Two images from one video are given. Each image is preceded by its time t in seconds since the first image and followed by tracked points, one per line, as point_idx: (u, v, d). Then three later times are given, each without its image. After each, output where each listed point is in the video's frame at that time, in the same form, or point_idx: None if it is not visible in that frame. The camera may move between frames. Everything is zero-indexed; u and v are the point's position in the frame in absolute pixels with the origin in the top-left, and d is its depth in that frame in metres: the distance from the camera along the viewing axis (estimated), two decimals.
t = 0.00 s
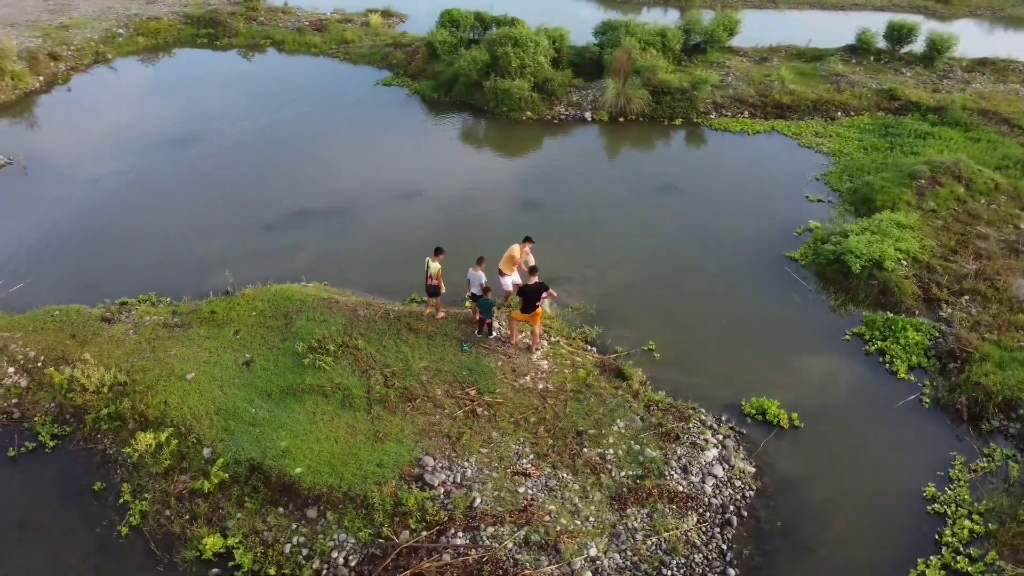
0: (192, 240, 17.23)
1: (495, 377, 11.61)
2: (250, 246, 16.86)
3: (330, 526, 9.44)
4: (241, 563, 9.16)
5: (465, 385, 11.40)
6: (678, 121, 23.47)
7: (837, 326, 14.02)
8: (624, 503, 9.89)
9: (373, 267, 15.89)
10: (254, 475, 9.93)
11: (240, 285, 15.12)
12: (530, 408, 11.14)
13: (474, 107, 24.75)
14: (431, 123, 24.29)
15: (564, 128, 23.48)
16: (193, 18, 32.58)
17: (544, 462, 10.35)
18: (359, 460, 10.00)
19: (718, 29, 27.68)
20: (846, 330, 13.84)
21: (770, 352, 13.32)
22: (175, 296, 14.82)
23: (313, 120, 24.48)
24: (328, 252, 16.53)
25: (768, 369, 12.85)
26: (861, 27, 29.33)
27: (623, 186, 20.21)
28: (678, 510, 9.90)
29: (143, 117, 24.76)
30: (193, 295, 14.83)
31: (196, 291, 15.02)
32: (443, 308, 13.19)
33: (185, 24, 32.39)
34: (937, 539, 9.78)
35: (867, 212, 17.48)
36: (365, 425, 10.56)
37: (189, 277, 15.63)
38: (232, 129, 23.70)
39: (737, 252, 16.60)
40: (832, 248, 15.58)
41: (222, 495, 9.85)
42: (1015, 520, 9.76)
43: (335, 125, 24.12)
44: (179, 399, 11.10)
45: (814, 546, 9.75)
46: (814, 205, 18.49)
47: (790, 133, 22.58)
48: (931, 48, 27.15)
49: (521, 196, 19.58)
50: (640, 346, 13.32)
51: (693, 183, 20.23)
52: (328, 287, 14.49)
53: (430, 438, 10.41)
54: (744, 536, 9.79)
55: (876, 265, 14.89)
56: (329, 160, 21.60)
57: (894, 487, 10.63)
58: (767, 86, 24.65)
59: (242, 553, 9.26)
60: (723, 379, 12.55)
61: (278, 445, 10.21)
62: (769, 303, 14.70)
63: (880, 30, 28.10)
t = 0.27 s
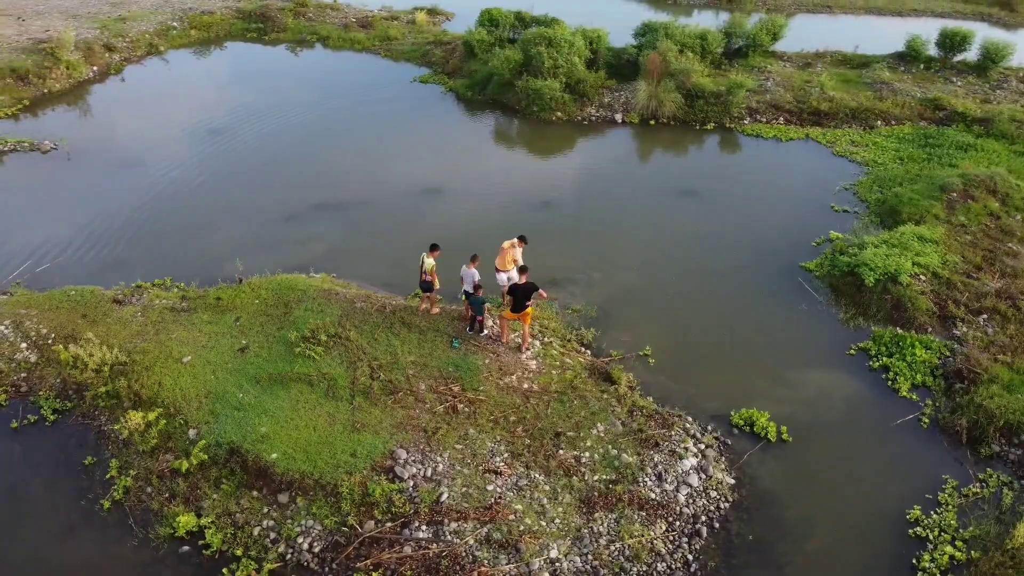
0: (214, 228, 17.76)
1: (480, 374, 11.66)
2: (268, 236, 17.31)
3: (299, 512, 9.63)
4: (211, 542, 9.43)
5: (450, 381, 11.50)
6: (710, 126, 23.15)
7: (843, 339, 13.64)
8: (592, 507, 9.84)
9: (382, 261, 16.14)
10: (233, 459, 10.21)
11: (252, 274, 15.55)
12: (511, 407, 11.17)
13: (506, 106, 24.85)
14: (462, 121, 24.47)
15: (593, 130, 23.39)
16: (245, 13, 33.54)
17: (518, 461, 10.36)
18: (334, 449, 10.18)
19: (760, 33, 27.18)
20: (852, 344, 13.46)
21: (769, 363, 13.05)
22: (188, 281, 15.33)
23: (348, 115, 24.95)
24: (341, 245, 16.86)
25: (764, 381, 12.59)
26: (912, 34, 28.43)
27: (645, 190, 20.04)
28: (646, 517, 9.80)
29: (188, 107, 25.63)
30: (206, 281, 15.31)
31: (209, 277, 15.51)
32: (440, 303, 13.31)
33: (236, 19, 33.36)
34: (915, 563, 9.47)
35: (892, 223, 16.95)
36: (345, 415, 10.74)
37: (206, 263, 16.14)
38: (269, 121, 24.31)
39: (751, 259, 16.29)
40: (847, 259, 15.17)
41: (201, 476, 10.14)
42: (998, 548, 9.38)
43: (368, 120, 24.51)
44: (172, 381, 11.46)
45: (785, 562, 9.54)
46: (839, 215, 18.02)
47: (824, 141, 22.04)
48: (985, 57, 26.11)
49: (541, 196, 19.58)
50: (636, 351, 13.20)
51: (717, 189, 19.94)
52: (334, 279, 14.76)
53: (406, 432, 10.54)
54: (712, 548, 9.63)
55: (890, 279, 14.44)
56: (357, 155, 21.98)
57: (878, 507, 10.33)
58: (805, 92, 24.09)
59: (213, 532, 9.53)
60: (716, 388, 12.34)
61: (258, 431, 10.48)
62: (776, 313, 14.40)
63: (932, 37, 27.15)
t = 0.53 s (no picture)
0: (236, 219, 18.27)
1: (465, 371, 11.73)
2: (287, 230, 17.76)
3: (270, 497, 9.85)
4: (184, 521, 9.70)
5: (434, 376, 11.60)
6: (741, 131, 22.78)
7: (847, 353, 13.27)
8: (558, 509, 9.82)
9: (390, 257, 16.38)
10: (213, 442, 10.50)
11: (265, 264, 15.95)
12: (490, 406, 11.20)
13: (537, 105, 24.86)
14: (493, 120, 24.58)
15: (622, 132, 23.24)
16: (294, 9, 34.31)
17: (490, 459, 10.40)
18: (308, 438, 10.39)
19: (803, 38, 26.58)
20: (854, 358, 13.09)
21: (765, 373, 12.76)
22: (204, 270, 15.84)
23: (381, 111, 25.33)
24: (356, 241, 17.19)
25: (757, 392, 12.34)
26: (965, 42, 27.42)
27: (666, 194, 19.82)
28: (612, 522, 9.72)
29: (230, 100, 26.35)
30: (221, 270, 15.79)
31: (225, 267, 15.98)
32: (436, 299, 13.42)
33: (286, 15, 34.22)
34: None
35: (915, 237, 16.41)
36: (325, 404, 10.94)
37: (224, 255, 16.65)
38: (304, 115, 24.83)
39: (765, 268, 15.97)
40: (860, 271, 14.74)
41: (181, 456, 10.44)
42: None
43: (400, 117, 24.83)
44: (167, 363, 11.83)
45: None
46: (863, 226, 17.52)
47: (859, 150, 21.44)
48: None
49: (560, 197, 19.54)
50: (630, 355, 13.09)
51: (741, 195, 19.60)
52: (339, 271, 15.01)
53: (383, 424, 10.68)
54: (677, 557, 9.50)
55: (902, 293, 13.99)
56: (385, 151, 22.30)
57: (856, 527, 10.03)
58: (843, 100, 23.46)
59: (187, 512, 9.80)
60: (706, 396, 12.13)
61: (240, 416, 10.75)
62: (780, 323, 14.09)
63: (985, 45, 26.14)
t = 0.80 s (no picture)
0: (260, 211, 18.76)
1: (450, 367, 11.81)
2: (307, 223, 18.16)
3: (244, 479, 10.10)
4: (161, 498, 10.03)
5: (419, 371, 11.71)
6: (774, 138, 22.33)
7: (849, 368, 12.89)
8: (523, 509, 9.82)
9: (401, 252, 16.59)
10: (197, 423, 10.82)
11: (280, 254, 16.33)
12: (471, 403, 11.25)
13: (570, 106, 24.80)
14: (525, 120, 24.63)
15: (652, 135, 23.02)
16: (344, 5, 34.86)
17: (463, 455, 10.45)
18: (287, 423, 10.61)
19: (849, 44, 25.87)
20: (855, 374, 12.72)
21: (760, 385, 12.51)
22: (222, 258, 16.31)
23: (417, 109, 25.63)
24: (371, 235, 17.46)
25: (749, 403, 12.10)
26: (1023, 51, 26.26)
27: (689, 199, 19.55)
28: (576, 526, 9.68)
29: (272, 94, 27.02)
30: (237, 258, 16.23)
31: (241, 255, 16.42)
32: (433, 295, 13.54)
33: (336, 10, 34.79)
34: None
35: (939, 252, 15.82)
36: (308, 392, 11.16)
37: (243, 245, 17.12)
38: (340, 110, 25.31)
39: (777, 277, 15.62)
40: (873, 285, 14.29)
41: (167, 435, 10.79)
42: None
43: (434, 115, 25.08)
44: (167, 345, 12.24)
45: None
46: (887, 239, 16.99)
47: (896, 160, 20.76)
48: None
49: (580, 198, 19.46)
50: (623, 360, 13.00)
51: (765, 203, 19.22)
52: (347, 264, 15.27)
53: (362, 415, 10.84)
54: (638, 565, 9.39)
55: (914, 310, 13.51)
56: (414, 148, 22.57)
57: (830, 547, 9.76)
58: (884, 108, 22.74)
59: (165, 489, 10.13)
60: (695, 404, 11.96)
61: (226, 399, 11.04)
62: (783, 334, 13.78)
63: None
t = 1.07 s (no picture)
0: (286, 203, 19.24)
1: (437, 362, 11.91)
2: (328, 217, 18.56)
3: (223, 460, 10.40)
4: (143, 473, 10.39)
5: (405, 364, 11.85)
6: (808, 146, 21.83)
7: (849, 383, 12.52)
8: (489, 506, 9.85)
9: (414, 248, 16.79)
10: (186, 404, 11.16)
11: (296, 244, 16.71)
12: (452, 399, 11.33)
13: (604, 108, 24.69)
14: (557, 121, 24.61)
15: (684, 140, 22.78)
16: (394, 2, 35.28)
17: (436, 450, 10.55)
18: (269, 408, 10.90)
19: (897, 51, 25.07)
20: (854, 390, 12.34)
21: (753, 397, 12.29)
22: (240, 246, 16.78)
23: (452, 107, 25.87)
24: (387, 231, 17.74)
25: (737, 413, 11.91)
26: None
27: (711, 205, 19.27)
28: (539, 526, 9.67)
29: (314, 89, 27.61)
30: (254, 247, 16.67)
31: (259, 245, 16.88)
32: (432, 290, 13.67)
33: (386, 8, 35.26)
34: None
35: (963, 268, 15.22)
36: (295, 380, 11.42)
37: (264, 236, 17.60)
38: (378, 107, 25.74)
39: (789, 287, 15.28)
40: (885, 300, 13.84)
41: (158, 413, 11.17)
42: None
43: (467, 114, 25.26)
44: (169, 328, 12.66)
45: None
46: (911, 253, 16.43)
47: (934, 173, 20.03)
48: None
49: (601, 201, 19.36)
50: (616, 364, 12.92)
51: (790, 213, 18.81)
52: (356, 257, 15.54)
53: (342, 405, 11.03)
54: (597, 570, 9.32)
55: (924, 327, 13.02)
56: (444, 147, 22.80)
57: (799, 565, 9.53)
58: (928, 118, 21.94)
59: (149, 465, 10.49)
60: (682, 413, 11.84)
61: (215, 383, 11.37)
62: (785, 345, 13.49)
63: None
